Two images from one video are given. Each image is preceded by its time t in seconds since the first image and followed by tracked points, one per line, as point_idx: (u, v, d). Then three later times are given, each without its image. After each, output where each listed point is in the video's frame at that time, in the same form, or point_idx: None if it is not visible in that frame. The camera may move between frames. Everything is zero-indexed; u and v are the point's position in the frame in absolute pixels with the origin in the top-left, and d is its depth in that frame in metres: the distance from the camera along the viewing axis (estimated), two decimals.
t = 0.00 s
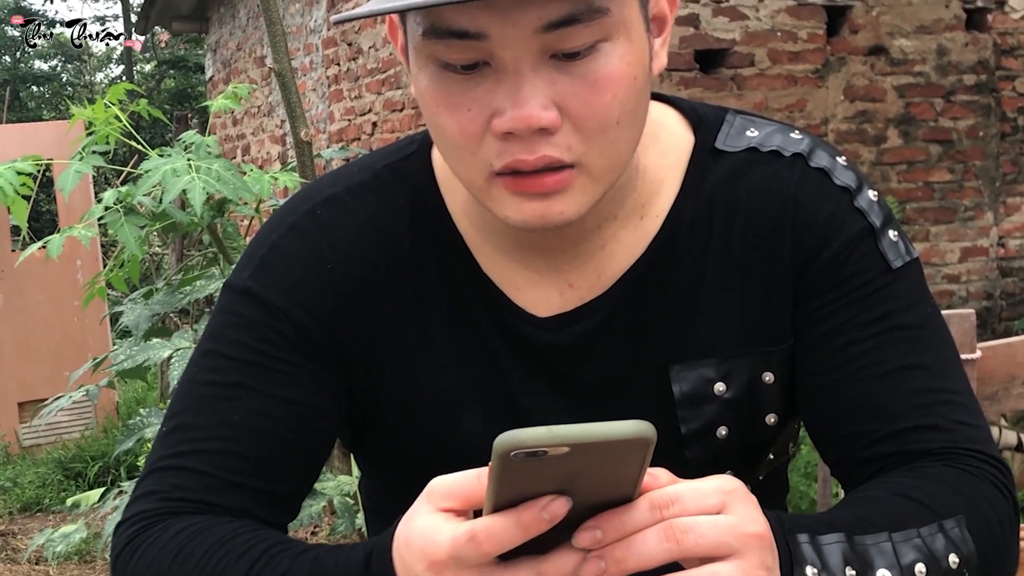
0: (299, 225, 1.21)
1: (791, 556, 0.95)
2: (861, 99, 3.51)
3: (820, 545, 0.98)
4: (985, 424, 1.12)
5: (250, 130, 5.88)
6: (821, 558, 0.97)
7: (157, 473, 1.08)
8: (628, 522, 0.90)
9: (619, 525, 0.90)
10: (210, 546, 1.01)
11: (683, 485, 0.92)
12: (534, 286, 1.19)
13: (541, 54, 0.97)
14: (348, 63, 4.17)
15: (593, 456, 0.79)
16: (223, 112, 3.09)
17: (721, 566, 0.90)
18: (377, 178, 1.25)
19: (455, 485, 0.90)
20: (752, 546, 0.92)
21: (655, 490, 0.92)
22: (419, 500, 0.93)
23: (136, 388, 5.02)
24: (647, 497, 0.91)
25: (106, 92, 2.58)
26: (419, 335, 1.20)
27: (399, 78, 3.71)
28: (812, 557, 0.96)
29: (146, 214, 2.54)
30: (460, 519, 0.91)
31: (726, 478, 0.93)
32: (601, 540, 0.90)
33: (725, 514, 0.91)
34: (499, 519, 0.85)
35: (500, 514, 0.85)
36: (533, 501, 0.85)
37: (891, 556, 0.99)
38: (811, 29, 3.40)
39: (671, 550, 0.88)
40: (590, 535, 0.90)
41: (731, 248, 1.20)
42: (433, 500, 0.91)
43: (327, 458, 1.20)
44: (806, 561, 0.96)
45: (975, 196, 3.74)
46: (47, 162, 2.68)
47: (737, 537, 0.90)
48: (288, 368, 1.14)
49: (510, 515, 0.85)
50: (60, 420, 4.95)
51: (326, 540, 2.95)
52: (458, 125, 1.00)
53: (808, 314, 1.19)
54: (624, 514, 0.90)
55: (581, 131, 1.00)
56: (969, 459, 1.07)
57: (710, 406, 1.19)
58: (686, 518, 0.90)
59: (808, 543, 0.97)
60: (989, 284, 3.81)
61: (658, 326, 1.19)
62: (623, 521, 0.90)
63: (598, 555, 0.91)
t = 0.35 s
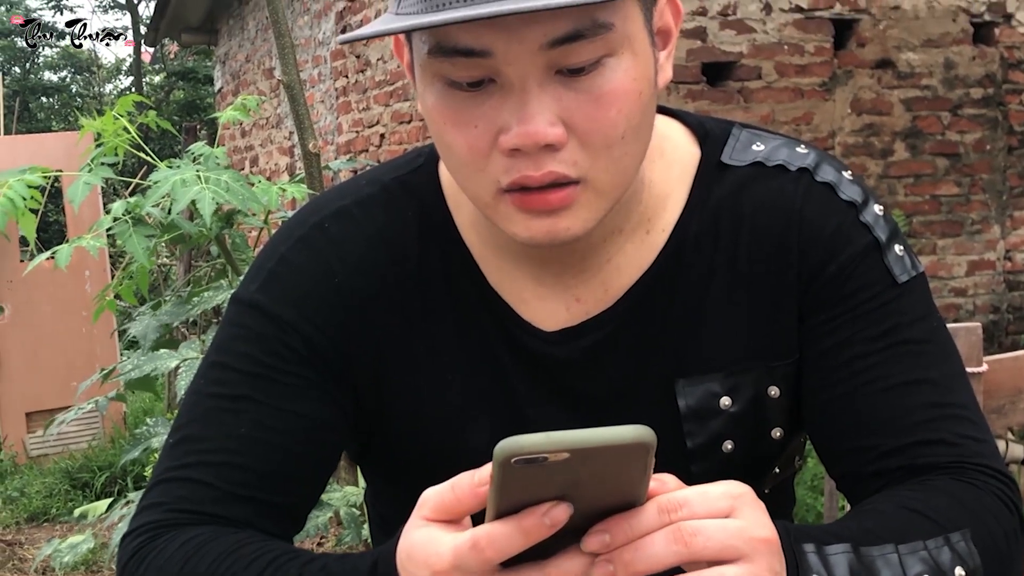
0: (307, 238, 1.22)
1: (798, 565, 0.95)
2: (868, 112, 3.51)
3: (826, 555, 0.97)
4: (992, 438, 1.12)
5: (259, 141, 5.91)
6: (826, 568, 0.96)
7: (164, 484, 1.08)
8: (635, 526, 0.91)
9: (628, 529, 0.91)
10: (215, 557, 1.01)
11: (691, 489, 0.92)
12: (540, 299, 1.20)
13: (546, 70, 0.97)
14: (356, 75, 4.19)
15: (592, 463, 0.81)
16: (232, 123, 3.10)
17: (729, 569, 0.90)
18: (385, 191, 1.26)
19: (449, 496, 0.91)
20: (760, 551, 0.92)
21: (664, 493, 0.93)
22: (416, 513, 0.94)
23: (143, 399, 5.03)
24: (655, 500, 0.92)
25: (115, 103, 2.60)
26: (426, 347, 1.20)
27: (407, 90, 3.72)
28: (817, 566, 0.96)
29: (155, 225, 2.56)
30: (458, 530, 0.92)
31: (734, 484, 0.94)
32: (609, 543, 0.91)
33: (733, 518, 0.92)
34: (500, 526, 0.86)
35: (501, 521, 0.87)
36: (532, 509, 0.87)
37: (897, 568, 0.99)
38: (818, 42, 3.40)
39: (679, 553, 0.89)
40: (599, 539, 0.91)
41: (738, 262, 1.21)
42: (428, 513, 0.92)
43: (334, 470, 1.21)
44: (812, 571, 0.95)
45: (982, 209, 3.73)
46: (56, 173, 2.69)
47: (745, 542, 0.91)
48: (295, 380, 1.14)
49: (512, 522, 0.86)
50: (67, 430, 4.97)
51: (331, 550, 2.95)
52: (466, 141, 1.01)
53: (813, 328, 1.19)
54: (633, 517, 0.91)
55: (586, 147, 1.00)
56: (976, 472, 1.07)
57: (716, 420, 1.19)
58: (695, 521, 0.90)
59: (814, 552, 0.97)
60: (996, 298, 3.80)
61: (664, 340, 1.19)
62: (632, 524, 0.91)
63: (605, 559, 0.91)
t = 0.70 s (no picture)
0: (312, 247, 1.22)
1: (806, 573, 0.94)
2: (873, 123, 3.51)
3: (834, 563, 0.97)
4: (1000, 449, 1.11)
5: (263, 151, 5.93)
6: None
7: (168, 494, 1.08)
8: (642, 532, 0.90)
9: (634, 535, 0.90)
10: (219, 568, 1.01)
11: (698, 496, 0.92)
12: (546, 309, 1.19)
13: (553, 82, 0.97)
14: (361, 85, 4.20)
15: (596, 470, 0.81)
16: (236, 132, 3.11)
17: None
18: (390, 201, 1.26)
19: (450, 505, 0.90)
20: (768, 558, 0.91)
21: (671, 500, 0.92)
22: (418, 522, 0.94)
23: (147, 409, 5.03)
24: (662, 506, 0.91)
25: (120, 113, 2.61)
26: (431, 357, 1.20)
27: (412, 100, 3.73)
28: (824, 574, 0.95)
29: (160, 234, 2.56)
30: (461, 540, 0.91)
31: (741, 489, 0.94)
32: (616, 550, 0.90)
33: (740, 524, 0.91)
34: (503, 535, 0.86)
35: (505, 530, 0.86)
36: (536, 517, 0.86)
37: None
38: (823, 52, 3.40)
39: (686, 559, 0.89)
40: (605, 545, 0.90)
41: (744, 271, 1.20)
42: (431, 522, 0.92)
43: (338, 480, 1.20)
44: None
45: (987, 220, 3.72)
46: (60, 183, 2.69)
47: (753, 548, 0.90)
48: (298, 390, 1.14)
49: (515, 530, 0.86)
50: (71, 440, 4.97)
51: (335, 560, 2.94)
52: (472, 153, 1.01)
53: (820, 339, 1.18)
54: (639, 523, 0.91)
55: (593, 158, 1.00)
56: (984, 484, 1.06)
57: (723, 432, 1.19)
58: (701, 527, 0.90)
59: (822, 561, 0.96)
60: (1001, 309, 3.79)
61: (670, 351, 1.19)
62: (639, 530, 0.90)
63: (612, 565, 0.91)
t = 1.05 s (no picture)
0: (314, 255, 1.22)
1: None
2: (875, 133, 3.51)
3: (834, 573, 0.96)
4: (1003, 460, 1.11)
5: (266, 159, 5.94)
6: None
7: (168, 502, 1.08)
8: (642, 538, 0.90)
9: (634, 540, 0.90)
10: None
11: (698, 503, 0.92)
12: (549, 318, 1.19)
13: (556, 91, 0.97)
14: (363, 94, 4.21)
15: (595, 477, 0.81)
16: (239, 140, 3.11)
17: None
18: (392, 209, 1.26)
19: (447, 517, 0.90)
20: (767, 565, 0.92)
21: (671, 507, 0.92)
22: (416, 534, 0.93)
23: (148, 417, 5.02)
24: (663, 512, 0.91)
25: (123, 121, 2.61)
26: (434, 365, 1.20)
27: (414, 109, 3.73)
28: None
29: (163, 242, 2.56)
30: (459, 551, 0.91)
31: (741, 497, 0.95)
32: (615, 555, 0.90)
33: (739, 532, 0.92)
34: (502, 544, 0.86)
35: (504, 540, 0.86)
36: (534, 527, 0.86)
37: None
38: (825, 63, 3.41)
39: (685, 565, 0.88)
40: (605, 550, 0.90)
41: (747, 280, 1.20)
42: (428, 534, 0.92)
43: (340, 489, 1.20)
44: None
45: (990, 231, 3.72)
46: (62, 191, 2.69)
47: (753, 556, 0.90)
48: (299, 398, 1.14)
49: (515, 539, 0.86)
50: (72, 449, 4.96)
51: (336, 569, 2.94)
52: (476, 163, 1.01)
53: (824, 349, 1.18)
54: (639, 528, 0.90)
55: (597, 168, 1.00)
56: (987, 494, 1.06)
57: (726, 441, 1.18)
58: (702, 534, 0.90)
59: (822, 571, 0.95)
60: (1003, 319, 3.78)
61: (673, 361, 1.18)
62: (639, 535, 0.90)
63: (612, 571, 0.90)
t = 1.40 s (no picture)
0: (313, 262, 1.22)
1: None
2: (875, 142, 3.51)
3: None
4: (1003, 469, 1.10)
5: (266, 167, 5.95)
6: None
7: (166, 510, 1.08)
8: (639, 542, 0.90)
9: (631, 545, 0.90)
10: None
11: (696, 510, 0.92)
12: (548, 326, 1.19)
13: (555, 102, 0.97)
14: (364, 102, 4.21)
15: (591, 481, 0.81)
16: (239, 148, 3.11)
17: None
18: (391, 216, 1.26)
19: (436, 529, 0.90)
20: (763, 573, 0.91)
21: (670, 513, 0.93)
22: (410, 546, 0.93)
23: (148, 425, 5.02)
24: (661, 519, 0.91)
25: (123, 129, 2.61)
26: (432, 372, 1.19)
27: (415, 117, 3.74)
28: None
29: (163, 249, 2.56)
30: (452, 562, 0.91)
31: (740, 505, 0.94)
32: (613, 559, 0.90)
33: (737, 538, 0.91)
34: (499, 551, 0.85)
35: (501, 546, 0.86)
36: (530, 532, 0.86)
37: None
38: (825, 71, 3.41)
39: (681, 570, 0.88)
40: (602, 554, 0.90)
41: (746, 287, 1.20)
42: (419, 547, 0.91)
43: (338, 498, 1.20)
44: None
45: (990, 239, 3.72)
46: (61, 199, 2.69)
47: (751, 563, 0.90)
48: (297, 406, 1.13)
49: (511, 545, 0.86)
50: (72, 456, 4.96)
51: None
52: (475, 174, 1.01)
53: (823, 357, 1.18)
54: (637, 533, 0.90)
55: (595, 179, 1.00)
56: (987, 503, 1.05)
57: (725, 449, 1.18)
58: (699, 540, 0.90)
59: None
60: (1004, 328, 3.77)
61: (672, 369, 1.18)
62: (637, 539, 0.90)
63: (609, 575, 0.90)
